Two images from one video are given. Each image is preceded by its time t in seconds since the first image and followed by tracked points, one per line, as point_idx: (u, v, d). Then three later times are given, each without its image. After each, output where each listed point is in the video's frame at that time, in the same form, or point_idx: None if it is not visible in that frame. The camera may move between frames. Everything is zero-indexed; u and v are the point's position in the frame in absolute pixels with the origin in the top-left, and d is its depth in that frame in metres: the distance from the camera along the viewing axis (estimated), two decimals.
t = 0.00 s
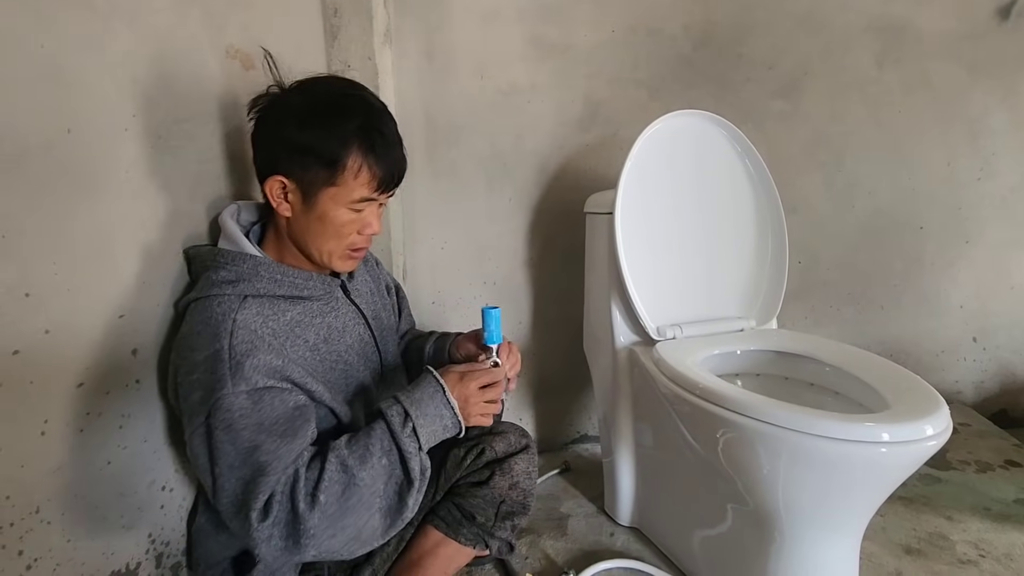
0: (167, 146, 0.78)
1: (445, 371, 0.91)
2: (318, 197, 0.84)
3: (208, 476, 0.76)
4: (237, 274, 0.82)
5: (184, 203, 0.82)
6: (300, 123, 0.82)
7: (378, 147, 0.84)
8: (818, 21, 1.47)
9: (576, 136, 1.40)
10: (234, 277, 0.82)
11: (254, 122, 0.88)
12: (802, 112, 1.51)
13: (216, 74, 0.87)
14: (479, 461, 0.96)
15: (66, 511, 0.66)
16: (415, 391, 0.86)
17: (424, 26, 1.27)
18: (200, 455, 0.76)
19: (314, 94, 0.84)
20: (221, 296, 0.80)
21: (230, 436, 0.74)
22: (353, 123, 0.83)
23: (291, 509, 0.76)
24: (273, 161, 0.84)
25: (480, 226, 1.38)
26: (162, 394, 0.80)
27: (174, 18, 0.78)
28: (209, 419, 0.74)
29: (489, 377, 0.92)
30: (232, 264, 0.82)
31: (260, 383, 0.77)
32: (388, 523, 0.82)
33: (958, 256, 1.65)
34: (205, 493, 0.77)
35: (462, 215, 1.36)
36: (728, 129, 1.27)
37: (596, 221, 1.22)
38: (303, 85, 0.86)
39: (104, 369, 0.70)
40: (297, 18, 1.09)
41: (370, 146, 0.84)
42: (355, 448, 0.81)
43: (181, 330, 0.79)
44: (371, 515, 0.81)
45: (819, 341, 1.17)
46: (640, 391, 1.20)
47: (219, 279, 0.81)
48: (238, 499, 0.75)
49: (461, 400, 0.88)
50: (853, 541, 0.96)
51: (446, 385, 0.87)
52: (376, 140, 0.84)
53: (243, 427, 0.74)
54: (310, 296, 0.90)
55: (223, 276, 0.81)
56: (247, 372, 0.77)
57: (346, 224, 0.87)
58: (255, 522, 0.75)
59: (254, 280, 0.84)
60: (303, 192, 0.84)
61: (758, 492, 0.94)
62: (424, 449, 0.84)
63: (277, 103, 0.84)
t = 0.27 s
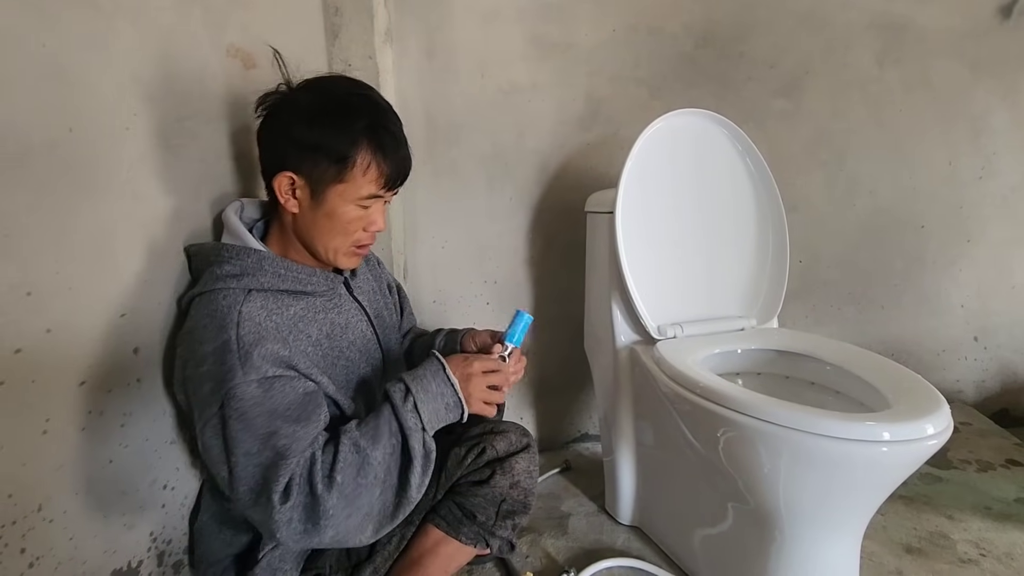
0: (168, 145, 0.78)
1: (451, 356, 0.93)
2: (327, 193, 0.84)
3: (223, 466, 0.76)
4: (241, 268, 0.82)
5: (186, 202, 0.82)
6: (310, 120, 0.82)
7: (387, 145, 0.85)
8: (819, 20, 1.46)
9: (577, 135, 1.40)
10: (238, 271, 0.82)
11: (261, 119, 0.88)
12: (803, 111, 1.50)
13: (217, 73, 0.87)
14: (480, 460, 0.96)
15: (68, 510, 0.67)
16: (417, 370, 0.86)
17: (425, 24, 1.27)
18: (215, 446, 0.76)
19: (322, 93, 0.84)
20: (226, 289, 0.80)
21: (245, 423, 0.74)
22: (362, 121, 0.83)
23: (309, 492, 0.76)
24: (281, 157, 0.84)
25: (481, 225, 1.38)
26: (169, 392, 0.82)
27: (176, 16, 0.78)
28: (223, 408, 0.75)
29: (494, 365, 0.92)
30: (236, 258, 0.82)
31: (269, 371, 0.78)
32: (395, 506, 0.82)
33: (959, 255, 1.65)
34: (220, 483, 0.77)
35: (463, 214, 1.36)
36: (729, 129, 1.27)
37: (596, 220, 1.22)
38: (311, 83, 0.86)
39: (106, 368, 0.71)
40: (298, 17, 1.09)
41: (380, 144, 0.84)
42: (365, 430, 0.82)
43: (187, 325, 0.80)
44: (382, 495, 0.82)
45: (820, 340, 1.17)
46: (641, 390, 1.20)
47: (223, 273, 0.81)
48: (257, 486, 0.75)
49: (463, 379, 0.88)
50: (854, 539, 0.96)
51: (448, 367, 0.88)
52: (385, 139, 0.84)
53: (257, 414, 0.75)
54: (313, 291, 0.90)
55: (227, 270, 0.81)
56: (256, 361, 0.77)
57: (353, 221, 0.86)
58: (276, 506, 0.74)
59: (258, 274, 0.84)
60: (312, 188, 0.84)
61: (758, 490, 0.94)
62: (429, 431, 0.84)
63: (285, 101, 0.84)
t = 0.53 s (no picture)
0: (169, 144, 0.77)
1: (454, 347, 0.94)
2: (336, 189, 0.84)
3: (236, 461, 0.76)
4: (245, 265, 0.82)
5: (186, 202, 0.82)
6: (319, 117, 0.82)
7: (396, 142, 0.85)
8: (821, 18, 1.46)
9: (577, 134, 1.39)
10: (243, 268, 0.82)
11: (267, 116, 0.88)
12: (804, 110, 1.50)
13: (217, 72, 0.87)
14: (483, 459, 0.96)
15: (70, 508, 0.67)
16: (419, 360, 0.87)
17: (426, 23, 1.26)
18: (227, 442, 0.75)
19: (331, 90, 0.84)
20: (231, 286, 0.80)
21: (259, 417, 0.74)
22: (372, 118, 0.83)
23: (323, 483, 0.76)
24: (289, 153, 0.84)
25: (482, 224, 1.38)
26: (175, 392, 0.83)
27: (176, 15, 0.78)
28: (235, 403, 0.74)
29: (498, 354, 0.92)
30: (240, 256, 0.82)
31: (278, 366, 0.78)
32: (402, 495, 0.84)
33: (960, 254, 1.65)
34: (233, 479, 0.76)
35: (464, 213, 1.36)
36: (730, 127, 1.26)
37: (597, 219, 1.21)
38: (318, 80, 0.86)
39: (106, 367, 0.71)
40: (298, 15, 1.09)
41: (389, 141, 0.84)
42: (373, 420, 0.82)
43: (192, 323, 0.80)
44: (389, 483, 0.82)
45: (823, 339, 1.16)
46: (642, 388, 1.20)
47: (228, 270, 0.81)
48: (272, 479, 0.75)
49: (466, 365, 0.89)
50: (857, 536, 0.96)
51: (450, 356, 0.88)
52: (394, 136, 0.85)
53: (269, 408, 0.75)
54: (317, 288, 0.90)
55: (231, 267, 0.81)
56: (264, 355, 0.77)
57: (360, 217, 0.86)
58: (293, 497, 0.74)
59: (262, 272, 0.84)
60: (320, 183, 0.84)
61: (760, 489, 0.94)
62: (434, 420, 0.84)
63: (294, 98, 0.84)
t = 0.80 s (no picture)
0: (168, 143, 0.77)
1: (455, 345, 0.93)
2: (338, 188, 0.84)
3: (236, 463, 0.76)
4: (245, 266, 0.82)
5: (186, 201, 0.82)
6: (320, 116, 0.82)
7: (398, 141, 0.85)
8: (821, 16, 1.46)
9: (577, 133, 1.39)
10: (242, 269, 0.82)
11: (267, 115, 0.87)
12: (804, 108, 1.50)
13: (216, 71, 0.87)
14: (484, 458, 0.96)
15: (69, 507, 0.67)
16: (419, 360, 0.86)
17: (426, 22, 1.26)
18: (228, 444, 0.75)
19: (332, 89, 0.84)
20: (230, 288, 0.80)
21: (259, 420, 0.74)
22: (374, 118, 0.83)
23: (323, 485, 0.76)
24: (289, 152, 0.83)
25: (482, 223, 1.38)
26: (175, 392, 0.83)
27: (175, 13, 0.78)
28: (235, 405, 0.74)
29: (498, 355, 0.91)
30: (240, 256, 0.82)
31: (278, 368, 0.78)
32: (405, 493, 0.83)
33: (961, 253, 1.65)
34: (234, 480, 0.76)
35: (463, 211, 1.36)
36: (731, 126, 1.26)
37: (597, 218, 1.21)
38: (319, 80, 0.85)
39: (106, 366, 0.70)
40: (298, 14, 1.09)
41: (391, 140, 0.85)
42: (372, 421, 0.82)
43: (192, 324, 0.80)
44: (390, 483, 0.82)
45: (824, 338, 1.16)
46: (642, 387, 1.20)
47: (227, 271, 0.81)
48: (273, 481, 0.75)
49: (465, 368, 0.88)
50: (858, 535, 0.96)
51: (449, 356, 0.88)
52: (395, 136, 0.85)
53: (269, 411, 0.75)
54: (317, 289, 0.90)
55: (231, 268, 0.81)
56: (264, 358, 0.77)
57: (362, 216, 0.86)
58: (293, 499, 0.74)
59: (262, 273, 0.83)
60: (322, 183, 0.84)
61: (760, 489, 0.94)
62: (433, 421, 0.84)
63: (294, 97, 0.84)
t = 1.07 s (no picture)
0: (167, 142, 0.77)
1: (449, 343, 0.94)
2: (333, 189, 0.83)
3: (233, 463, 0.76)
4: (242, 266, 0.82)
5: (185, 200, 0.82)
6: (315, 116, 0.82)
7: (393, 140, 0.85)
8: (821, 15, 1.46)
9: (577, 132, 1.39)
10: (239, 269, 0.82)
11: (264, 115, 0.88)
12: (804, 107, 1.50)
13: (216, 70, 0.87)
14: (483, 457, 0.96)
15: (69, 506, 0.67)
16: (414, 359, 0.86)
17: (425, 20, 1.26)
18: (225, 444, 0.76)
19: (327, 88, 0.84)
20: (227, 287, 0.80)
21: (256, 420, 0.75)
22: (368, 117, 0.83)
23: (320, 485, 0.77)
24: (286, 152, 0.84)
25: (481, 222, 1.38)
26: (174, 392, 0.83)
27: (174, 12, 0.78)
28: (232, 406, 0.75)
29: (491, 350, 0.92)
30: (237, 256, 0.82)
31: (274, 368, 0.78)
32: (400, 493, 0.83)
33: (961, 251, 1.65)
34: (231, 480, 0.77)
35: (463, 210, 1.36)
36: (731, 125, 1.26)
37: (597, 217, 1.21)
38: (314, 79, 0.85)
39: (106, 365, 0.71)
40: (297, 13, 1.09)
41: (386, 140, 0.84)
42: (369, 421, 0.82)
43: (190, 324, 0.80)
44: (387, 482, 0.82)
45: (824, 337, 1.16)
46: (642, 386, 1.20)
47: (225, 271, 0.81)
48: (270, 481, 0.75)
49: (457, 365, 0.90)
50: (857, 534, 0.96)
51: (443, 354, 0.88)
52: (391, 135, 0.85)
53: (266, 411, 0.75)
54: (315, 289, 0.90)
55: (229, 268, 0.81)
56: (261, 358, 0.77)
57: (358, 216, 0.86)
58: (290, 499, 0.74)
59: (259, 272, 0.83)
60: (317, 183, 0.84)
61: (760, 487, 0.94)
62: (429, 420, 0.84)
63: (291, 96, 0.84)
